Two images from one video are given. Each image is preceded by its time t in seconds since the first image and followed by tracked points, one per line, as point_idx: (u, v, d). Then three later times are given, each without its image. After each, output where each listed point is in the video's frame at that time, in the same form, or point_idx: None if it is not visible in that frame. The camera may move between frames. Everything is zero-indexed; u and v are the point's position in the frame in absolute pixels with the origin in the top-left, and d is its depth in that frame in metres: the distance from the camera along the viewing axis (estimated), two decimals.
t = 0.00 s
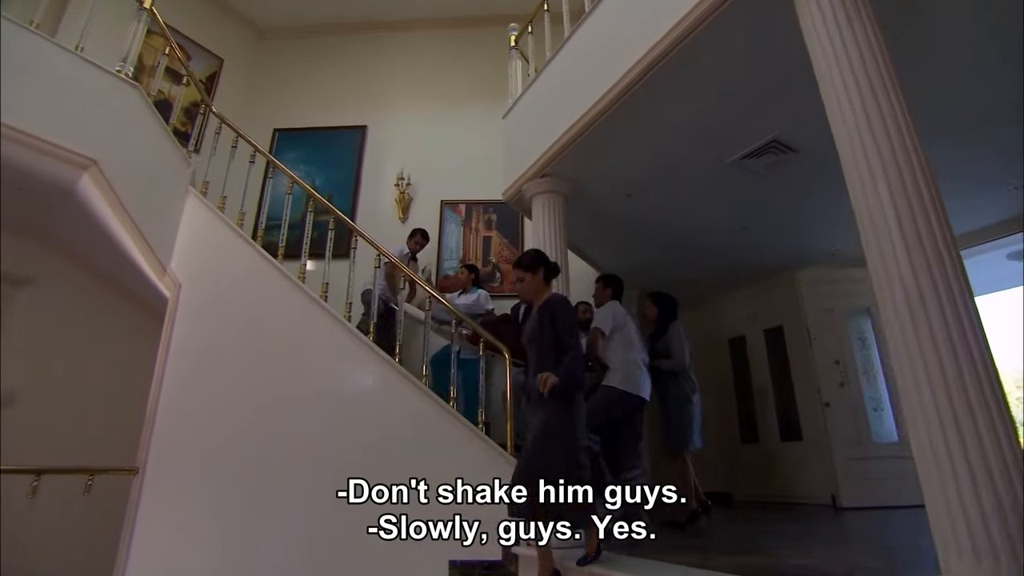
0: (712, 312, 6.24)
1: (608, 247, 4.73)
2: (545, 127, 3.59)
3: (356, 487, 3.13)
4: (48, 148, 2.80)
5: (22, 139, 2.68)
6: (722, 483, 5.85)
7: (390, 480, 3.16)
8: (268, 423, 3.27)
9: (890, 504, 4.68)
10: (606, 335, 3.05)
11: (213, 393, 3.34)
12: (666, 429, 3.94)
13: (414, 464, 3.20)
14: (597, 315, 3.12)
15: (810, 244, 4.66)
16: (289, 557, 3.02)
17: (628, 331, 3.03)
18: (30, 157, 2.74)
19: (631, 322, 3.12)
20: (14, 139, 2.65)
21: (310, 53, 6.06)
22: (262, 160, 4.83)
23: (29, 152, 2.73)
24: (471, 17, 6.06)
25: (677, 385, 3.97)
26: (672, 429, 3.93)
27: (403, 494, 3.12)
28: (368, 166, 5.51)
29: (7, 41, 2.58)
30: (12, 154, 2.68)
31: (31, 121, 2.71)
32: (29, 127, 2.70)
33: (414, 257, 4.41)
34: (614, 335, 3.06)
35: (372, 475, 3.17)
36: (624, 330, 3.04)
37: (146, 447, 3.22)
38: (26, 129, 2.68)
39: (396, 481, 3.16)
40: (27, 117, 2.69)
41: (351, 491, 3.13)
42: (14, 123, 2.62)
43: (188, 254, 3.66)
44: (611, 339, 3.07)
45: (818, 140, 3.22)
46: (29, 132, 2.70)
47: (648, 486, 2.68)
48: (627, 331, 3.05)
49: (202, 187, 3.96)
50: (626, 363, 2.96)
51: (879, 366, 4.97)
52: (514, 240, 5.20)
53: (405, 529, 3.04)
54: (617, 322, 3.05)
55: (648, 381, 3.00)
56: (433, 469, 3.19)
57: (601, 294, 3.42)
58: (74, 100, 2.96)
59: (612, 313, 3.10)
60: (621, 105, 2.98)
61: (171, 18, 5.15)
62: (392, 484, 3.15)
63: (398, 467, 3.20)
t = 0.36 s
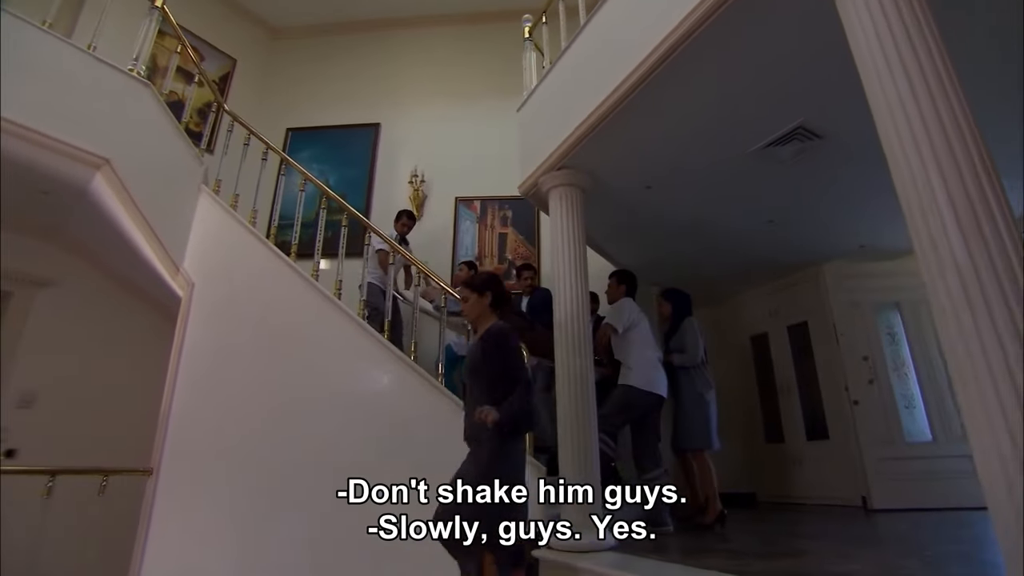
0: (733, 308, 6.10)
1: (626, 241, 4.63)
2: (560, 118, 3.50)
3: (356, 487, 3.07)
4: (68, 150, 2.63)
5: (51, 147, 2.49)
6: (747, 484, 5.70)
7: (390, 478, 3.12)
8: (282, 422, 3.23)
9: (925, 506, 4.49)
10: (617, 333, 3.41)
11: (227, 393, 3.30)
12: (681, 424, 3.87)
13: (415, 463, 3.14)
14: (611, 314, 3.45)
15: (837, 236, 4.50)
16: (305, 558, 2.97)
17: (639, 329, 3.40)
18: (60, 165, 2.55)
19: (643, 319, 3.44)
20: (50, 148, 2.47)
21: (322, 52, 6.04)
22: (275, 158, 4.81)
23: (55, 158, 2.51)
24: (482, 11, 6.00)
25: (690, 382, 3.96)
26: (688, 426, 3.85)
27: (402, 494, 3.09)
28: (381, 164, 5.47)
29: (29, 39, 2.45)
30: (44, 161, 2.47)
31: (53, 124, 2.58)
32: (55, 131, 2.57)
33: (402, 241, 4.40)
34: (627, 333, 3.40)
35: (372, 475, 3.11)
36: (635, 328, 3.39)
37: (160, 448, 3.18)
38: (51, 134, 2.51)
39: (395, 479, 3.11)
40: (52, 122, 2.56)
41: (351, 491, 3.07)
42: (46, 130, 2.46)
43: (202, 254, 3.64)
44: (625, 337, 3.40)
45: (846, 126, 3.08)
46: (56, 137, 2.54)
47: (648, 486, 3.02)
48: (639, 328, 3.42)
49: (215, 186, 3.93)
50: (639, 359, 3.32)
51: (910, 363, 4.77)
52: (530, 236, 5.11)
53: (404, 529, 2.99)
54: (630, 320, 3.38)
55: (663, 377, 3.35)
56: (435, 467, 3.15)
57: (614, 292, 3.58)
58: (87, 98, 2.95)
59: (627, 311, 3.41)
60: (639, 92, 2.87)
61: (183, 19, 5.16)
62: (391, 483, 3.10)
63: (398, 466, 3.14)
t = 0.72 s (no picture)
0: (749, 305, 5.96)
1: (642, 235, 4.53)
2: (573, 109, 3.42)
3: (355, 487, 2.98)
4: (73, 146, 2.62)
5: (55, 143, 2.48)
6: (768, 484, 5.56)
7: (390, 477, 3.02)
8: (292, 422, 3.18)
9: (958, 507, 4.32)
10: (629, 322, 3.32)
11: (239, 394, 3.26)
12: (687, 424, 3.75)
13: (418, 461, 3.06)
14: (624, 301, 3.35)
15: (862, 228, 4.35)
16: (316, 560, 2.91)
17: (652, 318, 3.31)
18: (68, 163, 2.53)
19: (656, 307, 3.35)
20: (55, 145, 2.45)
21: (332, 49, 6.02)
22: (286, 155, 4.77)
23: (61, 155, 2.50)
24: (493, 6, 5.93)
25: (696, 381, 3.85)
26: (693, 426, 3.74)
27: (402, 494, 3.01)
28: (393, 160, 5.41)
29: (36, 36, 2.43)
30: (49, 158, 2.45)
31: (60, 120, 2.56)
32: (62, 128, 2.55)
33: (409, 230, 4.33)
34: (640, 322, 3.31)
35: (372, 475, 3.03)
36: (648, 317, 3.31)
37: (170, 450, 3.14)
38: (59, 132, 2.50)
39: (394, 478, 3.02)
40: (58, 118, 2.54)
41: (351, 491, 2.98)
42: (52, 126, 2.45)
43: (212, 251, 3.61)
44: (638, 326, 3.31)
45: (873, 111, 2.95)
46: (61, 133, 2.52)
47: (647, 486, 3.04)
48: (652, 317, 3.32)
49: (225, 184, 3.90)
50: (655, 349, 3.22)
51: (940, 359, 4.60)
52: (544, 232, 5.03)
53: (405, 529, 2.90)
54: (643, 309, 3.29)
55: (678, 368, 3.26)
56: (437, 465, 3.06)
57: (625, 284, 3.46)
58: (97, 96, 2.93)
59: (640, 299, 3.31)
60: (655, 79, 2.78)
61: (193, 19, 5.16)
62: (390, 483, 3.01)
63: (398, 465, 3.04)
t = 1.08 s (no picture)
0: (768, 303, 5.83)
1: (657, 231, 4.42)
2: (586, 101, 3.34)
3: (356, 487, 2.88)
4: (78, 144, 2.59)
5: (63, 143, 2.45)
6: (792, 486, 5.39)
7: (395, 477, 2.93)
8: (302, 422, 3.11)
9: (991, 510, 4.15)
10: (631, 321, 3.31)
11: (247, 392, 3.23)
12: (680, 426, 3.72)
13: (418, 460, 2.97)
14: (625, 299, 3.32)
15: (886, 221, 4.21)
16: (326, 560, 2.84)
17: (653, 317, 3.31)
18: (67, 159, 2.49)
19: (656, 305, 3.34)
20: (61, 144, 2.42)
21: (342, 49, 5.99)
22: (296, 154, 4.74)
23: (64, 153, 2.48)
24: (503, 2, 5.86)
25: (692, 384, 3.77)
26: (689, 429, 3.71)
27: (402, 494, 2.88)
28: (404, 159, 5.37)
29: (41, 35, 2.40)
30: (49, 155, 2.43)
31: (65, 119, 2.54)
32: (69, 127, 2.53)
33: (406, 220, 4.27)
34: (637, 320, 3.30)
35: (373, 475, 2.92)
36: (649, 317, 3.31)
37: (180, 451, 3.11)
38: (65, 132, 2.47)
39: (399, 479, 2.93)
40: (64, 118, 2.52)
41: (351, 491, 2.87)
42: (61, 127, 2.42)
43: (221, 251, 3.60)
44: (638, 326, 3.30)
45: (901, 96, 2.83)
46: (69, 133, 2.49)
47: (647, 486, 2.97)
48: (652, 317, 3.34)
49: (234, 183, 3.87)
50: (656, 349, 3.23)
51: (969, 356, 4.45)
52: (557, 230, 4.94)
53: (404, 529, 2.81)
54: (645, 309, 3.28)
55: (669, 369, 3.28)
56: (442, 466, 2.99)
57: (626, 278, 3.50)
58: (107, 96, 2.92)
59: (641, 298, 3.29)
60: (673, 68, 2.68)
61: (202, 20, 5.15)
62: (392, 484, 2.91)
63: (402, 463, 2.96)
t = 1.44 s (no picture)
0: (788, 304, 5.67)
1: (675, 232, 4.32)
2: (600, 97, 3.26)
3: (357, 488, 2.88)
4: (79, 146, 2.35)
5: (83, 151, 2.41)
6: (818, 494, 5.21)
7: (397, 478, 2.87)
8: (310, 432, 3.06)
9: None
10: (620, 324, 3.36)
11: (256, 401, 3.21)
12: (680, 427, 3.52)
13: (422, 462, 2.87)
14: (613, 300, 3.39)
15: (913, 218, 4.07)
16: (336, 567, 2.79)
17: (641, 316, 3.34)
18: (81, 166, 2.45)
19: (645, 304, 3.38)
20: (79, 151, 2.37)
21: (354, 55, 5.99)
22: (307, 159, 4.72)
23: (79, 161, 2.45)
24: (515, 4, 5.82)
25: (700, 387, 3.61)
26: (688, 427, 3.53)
27: (406, 496, 2.82)
28: (416, 163, 5.34)
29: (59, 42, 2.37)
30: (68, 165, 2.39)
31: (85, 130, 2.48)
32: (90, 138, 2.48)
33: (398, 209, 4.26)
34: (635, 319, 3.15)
35: (377, 477, 2.88)
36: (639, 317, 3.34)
37: (191, 458, 3.16)
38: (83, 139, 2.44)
39: (402, 480, 2.85)
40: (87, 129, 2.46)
41: (350, 492, 2.88)
42: (82, 135, 2.38)
43: (232, 255, 3.59)
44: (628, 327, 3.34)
45: (931, 84, 2.70)
46: (89, 140, 2.45)
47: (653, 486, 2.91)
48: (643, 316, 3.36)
49: (244, 187, 3.84)
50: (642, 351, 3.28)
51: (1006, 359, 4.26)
52: (572, 231, 4.85)
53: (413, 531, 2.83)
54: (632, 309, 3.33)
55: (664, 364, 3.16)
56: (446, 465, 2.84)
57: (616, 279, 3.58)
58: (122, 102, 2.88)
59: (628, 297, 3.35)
60: (694, 56, 2.58)
61: (215, 28, 5.18)
62: (395, 485, 2.85)
63: (406, 464, 2.88)
